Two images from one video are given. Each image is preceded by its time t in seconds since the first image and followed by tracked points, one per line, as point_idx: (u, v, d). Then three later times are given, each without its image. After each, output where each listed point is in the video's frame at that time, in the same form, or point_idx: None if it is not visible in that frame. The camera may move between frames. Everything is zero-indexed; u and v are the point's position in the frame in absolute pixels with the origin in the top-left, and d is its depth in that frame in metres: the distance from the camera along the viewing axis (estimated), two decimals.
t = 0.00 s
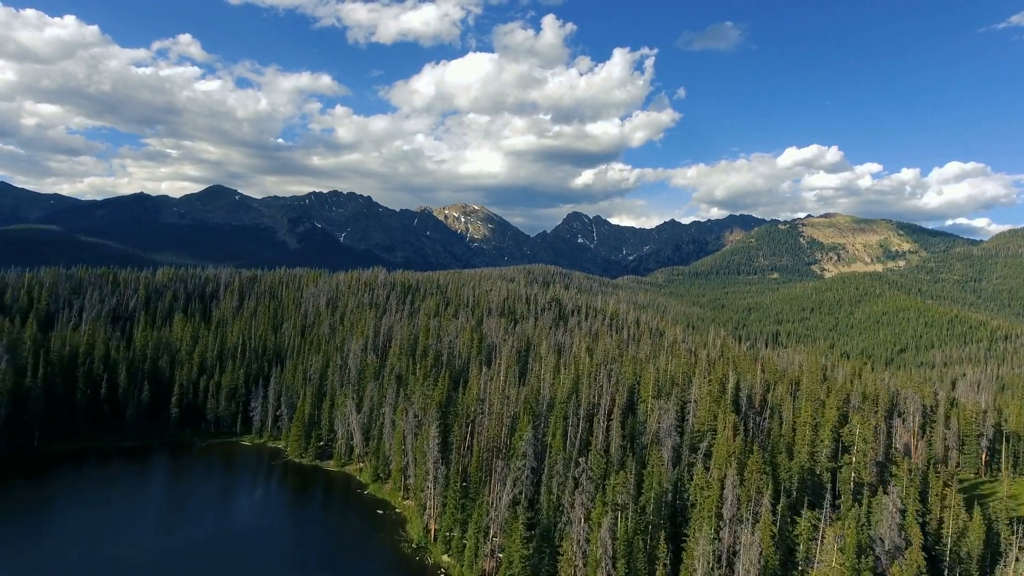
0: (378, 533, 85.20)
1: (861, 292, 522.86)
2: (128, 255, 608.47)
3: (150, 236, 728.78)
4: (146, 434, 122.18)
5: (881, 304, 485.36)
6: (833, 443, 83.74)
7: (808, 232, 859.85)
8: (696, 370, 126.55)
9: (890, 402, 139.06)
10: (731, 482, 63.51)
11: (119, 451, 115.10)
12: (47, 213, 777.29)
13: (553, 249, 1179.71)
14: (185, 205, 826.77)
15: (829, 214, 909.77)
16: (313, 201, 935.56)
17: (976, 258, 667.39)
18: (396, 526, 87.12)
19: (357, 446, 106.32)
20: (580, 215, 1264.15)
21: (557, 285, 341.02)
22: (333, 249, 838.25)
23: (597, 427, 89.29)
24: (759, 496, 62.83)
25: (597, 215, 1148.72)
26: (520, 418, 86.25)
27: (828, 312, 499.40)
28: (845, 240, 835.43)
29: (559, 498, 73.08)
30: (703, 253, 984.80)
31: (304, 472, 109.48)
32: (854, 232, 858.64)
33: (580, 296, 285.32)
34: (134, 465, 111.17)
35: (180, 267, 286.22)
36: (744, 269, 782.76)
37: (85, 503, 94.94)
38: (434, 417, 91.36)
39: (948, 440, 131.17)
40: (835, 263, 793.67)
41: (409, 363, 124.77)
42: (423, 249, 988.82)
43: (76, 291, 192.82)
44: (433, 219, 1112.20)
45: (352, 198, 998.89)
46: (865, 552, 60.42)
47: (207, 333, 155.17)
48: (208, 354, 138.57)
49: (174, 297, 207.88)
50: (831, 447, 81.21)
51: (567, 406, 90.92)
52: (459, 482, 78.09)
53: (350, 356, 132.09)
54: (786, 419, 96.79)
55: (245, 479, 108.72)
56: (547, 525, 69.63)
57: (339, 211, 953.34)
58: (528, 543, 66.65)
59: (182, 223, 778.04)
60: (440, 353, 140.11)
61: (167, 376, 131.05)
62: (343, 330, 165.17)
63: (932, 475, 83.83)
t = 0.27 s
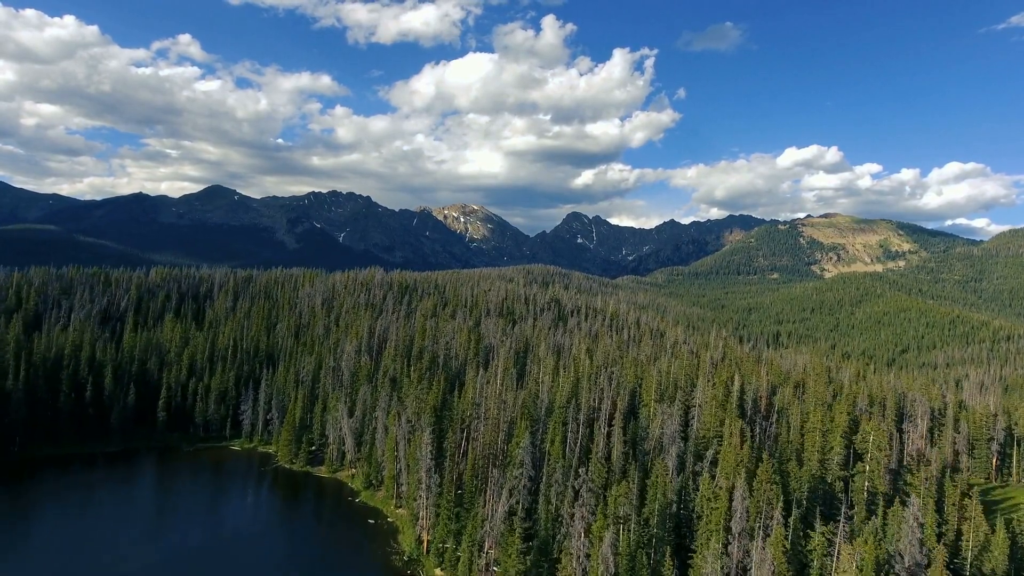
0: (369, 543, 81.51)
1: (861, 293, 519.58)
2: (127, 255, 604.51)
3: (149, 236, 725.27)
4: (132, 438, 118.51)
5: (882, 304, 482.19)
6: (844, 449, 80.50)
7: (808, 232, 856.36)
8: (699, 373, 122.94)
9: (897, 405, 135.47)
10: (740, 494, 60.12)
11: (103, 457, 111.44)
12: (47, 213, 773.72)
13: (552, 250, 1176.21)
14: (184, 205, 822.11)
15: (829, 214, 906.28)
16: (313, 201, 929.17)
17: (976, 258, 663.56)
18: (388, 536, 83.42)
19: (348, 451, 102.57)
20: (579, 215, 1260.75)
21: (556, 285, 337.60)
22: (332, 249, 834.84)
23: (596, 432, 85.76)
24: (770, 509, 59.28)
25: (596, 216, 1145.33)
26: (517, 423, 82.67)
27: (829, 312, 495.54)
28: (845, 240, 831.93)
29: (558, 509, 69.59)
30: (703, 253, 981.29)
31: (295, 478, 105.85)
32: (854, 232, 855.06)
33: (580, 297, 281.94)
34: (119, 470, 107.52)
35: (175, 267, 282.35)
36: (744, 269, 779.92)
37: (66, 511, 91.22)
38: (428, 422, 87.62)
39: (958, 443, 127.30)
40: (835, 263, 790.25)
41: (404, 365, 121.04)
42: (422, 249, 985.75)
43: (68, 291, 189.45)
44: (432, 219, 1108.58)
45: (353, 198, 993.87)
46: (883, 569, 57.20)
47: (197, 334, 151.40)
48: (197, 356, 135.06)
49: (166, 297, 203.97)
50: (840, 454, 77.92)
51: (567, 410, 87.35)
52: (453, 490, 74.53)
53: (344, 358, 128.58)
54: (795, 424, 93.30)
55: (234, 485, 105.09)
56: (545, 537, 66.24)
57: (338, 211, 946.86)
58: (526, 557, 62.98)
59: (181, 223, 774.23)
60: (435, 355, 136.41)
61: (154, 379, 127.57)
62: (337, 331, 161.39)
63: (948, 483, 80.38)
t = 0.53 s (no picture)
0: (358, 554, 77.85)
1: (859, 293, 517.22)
2: (121, 255, 598.56)
3: (144, 236, 718.85)
4: (113, 444, 114.33)
5: (880, 304, 479.92)
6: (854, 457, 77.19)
7: (805, 232, 854.33)
8: (700, 375, 119.56)
9: (901, 407, 132.04)
10: (749, 507, 56.68)
11: (82, 463, 107.27)
12: (40, 213, 765.88)
13: (549, 250, 1172.51)
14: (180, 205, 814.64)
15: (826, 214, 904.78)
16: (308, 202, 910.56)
17: (973, 258, 662.30)
18: (377, 546, 79.67)
19: (337, 457, 98.61)
20: (576, 215, 1257.33)
21: (552, 285, 333.92)
22: (328, 249, 829.91)
23: (594, 439, 82.17)
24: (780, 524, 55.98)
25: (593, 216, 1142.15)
26: (512, 429, 78.97)
27: (827, 313, 492.59)
28: (842, 240, 830.42)
29: (555, 522, 66.03)
30: (701, 253, 978.92)
31: (282, 485, 102.04)
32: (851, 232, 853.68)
33: (577, 297, 278.21)
34: (99, 477, 103.50)
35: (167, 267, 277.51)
36: (741, 269, 777.90)
37: (41, 518, 87.08)
38: (419, 427, 83.82)
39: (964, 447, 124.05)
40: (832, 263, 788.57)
41: (396, 368, 117.39)
42: (419, 249, 981.25)
43: (53, 290, 184.91)
44: (428, 219, 1104.07)
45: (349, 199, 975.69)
46: None
47: (185, 335, 147.24)
48: (183, 359, 131.20)
49: (156, 297, 199.50)
50: (850, 463, 74.58)
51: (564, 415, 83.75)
52: (445, 501, 70.85)
53: (335, 360, 124.91)
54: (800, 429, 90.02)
55: (220, 492, 101.11)
56: (542, 552, 62.62)
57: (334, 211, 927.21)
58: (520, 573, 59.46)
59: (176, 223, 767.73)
60: (429, 357, 132.86)
61: (138, 382, 123.71)
62: (329, 333, 157.50)
63: (962, 492, 77.13)
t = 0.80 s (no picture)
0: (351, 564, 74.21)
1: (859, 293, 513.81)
2: (120, 255, 594.93)
3: (142, 235, 714.26)
4: (98, 449, 110.48)
5: (881, 304, 476.52)
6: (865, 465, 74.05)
7: (805, 232, 850.79)
8: (705, 379, 115.95)
9: (911, 411, 128.27)
10: (762, 524, 53.08)
11: (64, 469, 103.32)
12: (38, 212, 760.87)
13: (548, 250, 1168.77)
14: (179, 205, 810.04)
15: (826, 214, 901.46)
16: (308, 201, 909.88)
17: (973, 258, 659.03)
18: (368, 557, 75.92)
19: (328, 464, 94.81)
20: (575, 215, 1253.69)
21: (552, 285, 330.08)
22: (328, 249, 826.42)
23: (596, 447, 78.59)
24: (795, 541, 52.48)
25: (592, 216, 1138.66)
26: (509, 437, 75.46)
27: (828, 313, 488.81)
28: (842, 240, 827.07)
29: (555, 536, 62.42)
30: (700, 252, 975.28)
31: (271, 492, 98.23)
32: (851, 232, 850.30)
33: (577, 297, 274.57)
34: (81, 483, 99.58)
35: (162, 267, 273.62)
36: (741, 269, 774.96)
37: (17, 527, 83.06)
38: (412, 434, 80.18)
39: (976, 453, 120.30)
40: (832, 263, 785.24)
41: (389, 370, 113.79)
42: (418, 249, 977.54)
43: (43, 291, 181.14)
44: (428, 218, 1100.27)
45: (351, 199, 977.65)
46: None
47: (175, 337, 143.34)
48: (171, 362, 127.32)
49: (149, 297, 195.60)
50: (866, 473, 70.99)
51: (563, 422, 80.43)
52: (438, 513, 67.22)
53: (328, 362, 121.21)
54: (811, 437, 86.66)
55: (208, 499, 97.26)
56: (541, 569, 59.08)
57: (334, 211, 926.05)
58: None
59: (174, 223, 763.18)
60: (423, 360, 129.13)
61: (124, 386, 119.98)
62: (324, 334, 153.77)
63: (982, 502, 73.59)
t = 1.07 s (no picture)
0: None
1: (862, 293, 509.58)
2: (120, 255, 592.05)
3: (142, 235, 711.26)
4: (84, 453, 106.78)
5: (884, 304, 472.22)
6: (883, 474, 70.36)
7: (807, 232, 846.13)
8: (712, 381, 112.04)
9: (923, 414, 124.37)
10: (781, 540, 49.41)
11: (48, 474, 99.60)
12: (39, 212, 757.68)
13: (549, 250, 1165.08)
14: (179, 205, 807.18)
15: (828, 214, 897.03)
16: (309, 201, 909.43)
17: (975, 258, 654.28)
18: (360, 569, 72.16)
19: (320, 471, 91.07)
20: (576, 215, 1250.12)
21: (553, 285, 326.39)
22: (329, 249, 823.66)
23: (599, 454, 74.84)
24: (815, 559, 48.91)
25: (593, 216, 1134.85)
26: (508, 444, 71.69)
27: (830, 313, 484.41)
28: (844, 240, 822.43)
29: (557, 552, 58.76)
30: (702, 252, 970.94)
31: (262, 498, 94.49)
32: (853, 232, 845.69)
33: (578, 297, 270.85)
34: (65, 489, 95.79)
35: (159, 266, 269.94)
36: (743, 269, 770.89)
37: None
38: (406, 440, 76.47)
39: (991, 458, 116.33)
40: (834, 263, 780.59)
41: (385, 373, 110.11)
42: (418, 250, 974.45)
43: (35, 291, 177.69)
44: (428, 219, 1097.16)
45: (352, 199, 976.68)
46: None
47: (166, 338, 139.80)
48: (161, 363, 123.73)
49: (144, 297, 191.94)
50: (885, 482, 67.39)
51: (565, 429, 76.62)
52: (433, 525, 63.49)
53: (322, 364, 117.67)
54: (825, 443, 82.80)
55: (197, 506, 93.34)
56: None
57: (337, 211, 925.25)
58: None
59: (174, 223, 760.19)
60: (421, 363, 125.53)
61: (112, 389, 116.34)
62: (319, 335, 150.24)
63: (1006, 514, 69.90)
